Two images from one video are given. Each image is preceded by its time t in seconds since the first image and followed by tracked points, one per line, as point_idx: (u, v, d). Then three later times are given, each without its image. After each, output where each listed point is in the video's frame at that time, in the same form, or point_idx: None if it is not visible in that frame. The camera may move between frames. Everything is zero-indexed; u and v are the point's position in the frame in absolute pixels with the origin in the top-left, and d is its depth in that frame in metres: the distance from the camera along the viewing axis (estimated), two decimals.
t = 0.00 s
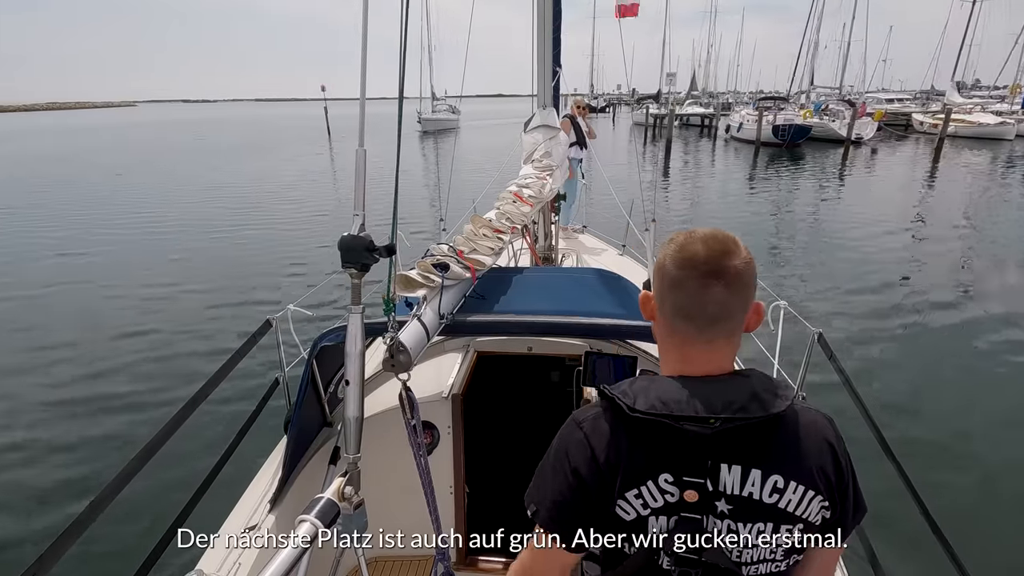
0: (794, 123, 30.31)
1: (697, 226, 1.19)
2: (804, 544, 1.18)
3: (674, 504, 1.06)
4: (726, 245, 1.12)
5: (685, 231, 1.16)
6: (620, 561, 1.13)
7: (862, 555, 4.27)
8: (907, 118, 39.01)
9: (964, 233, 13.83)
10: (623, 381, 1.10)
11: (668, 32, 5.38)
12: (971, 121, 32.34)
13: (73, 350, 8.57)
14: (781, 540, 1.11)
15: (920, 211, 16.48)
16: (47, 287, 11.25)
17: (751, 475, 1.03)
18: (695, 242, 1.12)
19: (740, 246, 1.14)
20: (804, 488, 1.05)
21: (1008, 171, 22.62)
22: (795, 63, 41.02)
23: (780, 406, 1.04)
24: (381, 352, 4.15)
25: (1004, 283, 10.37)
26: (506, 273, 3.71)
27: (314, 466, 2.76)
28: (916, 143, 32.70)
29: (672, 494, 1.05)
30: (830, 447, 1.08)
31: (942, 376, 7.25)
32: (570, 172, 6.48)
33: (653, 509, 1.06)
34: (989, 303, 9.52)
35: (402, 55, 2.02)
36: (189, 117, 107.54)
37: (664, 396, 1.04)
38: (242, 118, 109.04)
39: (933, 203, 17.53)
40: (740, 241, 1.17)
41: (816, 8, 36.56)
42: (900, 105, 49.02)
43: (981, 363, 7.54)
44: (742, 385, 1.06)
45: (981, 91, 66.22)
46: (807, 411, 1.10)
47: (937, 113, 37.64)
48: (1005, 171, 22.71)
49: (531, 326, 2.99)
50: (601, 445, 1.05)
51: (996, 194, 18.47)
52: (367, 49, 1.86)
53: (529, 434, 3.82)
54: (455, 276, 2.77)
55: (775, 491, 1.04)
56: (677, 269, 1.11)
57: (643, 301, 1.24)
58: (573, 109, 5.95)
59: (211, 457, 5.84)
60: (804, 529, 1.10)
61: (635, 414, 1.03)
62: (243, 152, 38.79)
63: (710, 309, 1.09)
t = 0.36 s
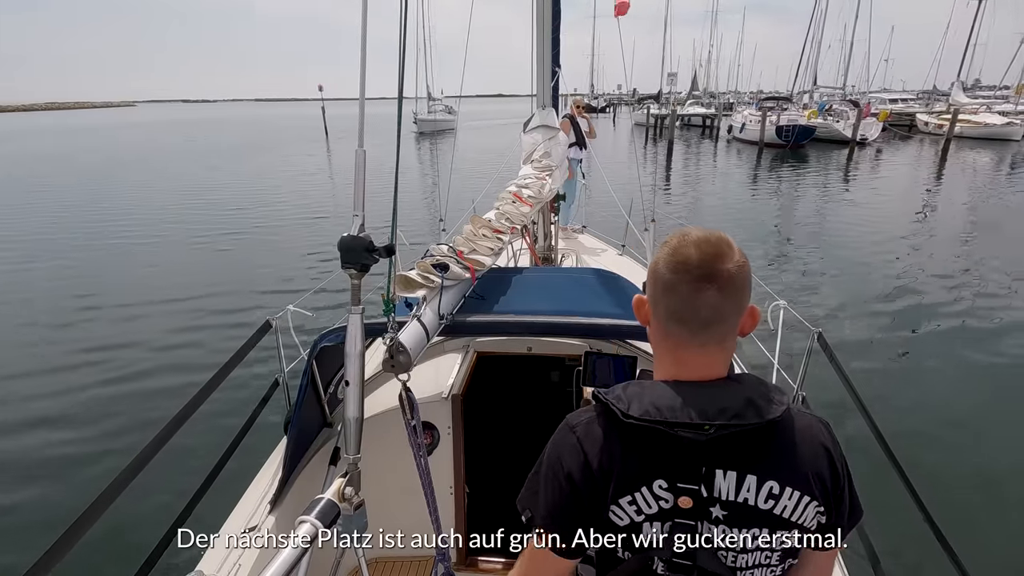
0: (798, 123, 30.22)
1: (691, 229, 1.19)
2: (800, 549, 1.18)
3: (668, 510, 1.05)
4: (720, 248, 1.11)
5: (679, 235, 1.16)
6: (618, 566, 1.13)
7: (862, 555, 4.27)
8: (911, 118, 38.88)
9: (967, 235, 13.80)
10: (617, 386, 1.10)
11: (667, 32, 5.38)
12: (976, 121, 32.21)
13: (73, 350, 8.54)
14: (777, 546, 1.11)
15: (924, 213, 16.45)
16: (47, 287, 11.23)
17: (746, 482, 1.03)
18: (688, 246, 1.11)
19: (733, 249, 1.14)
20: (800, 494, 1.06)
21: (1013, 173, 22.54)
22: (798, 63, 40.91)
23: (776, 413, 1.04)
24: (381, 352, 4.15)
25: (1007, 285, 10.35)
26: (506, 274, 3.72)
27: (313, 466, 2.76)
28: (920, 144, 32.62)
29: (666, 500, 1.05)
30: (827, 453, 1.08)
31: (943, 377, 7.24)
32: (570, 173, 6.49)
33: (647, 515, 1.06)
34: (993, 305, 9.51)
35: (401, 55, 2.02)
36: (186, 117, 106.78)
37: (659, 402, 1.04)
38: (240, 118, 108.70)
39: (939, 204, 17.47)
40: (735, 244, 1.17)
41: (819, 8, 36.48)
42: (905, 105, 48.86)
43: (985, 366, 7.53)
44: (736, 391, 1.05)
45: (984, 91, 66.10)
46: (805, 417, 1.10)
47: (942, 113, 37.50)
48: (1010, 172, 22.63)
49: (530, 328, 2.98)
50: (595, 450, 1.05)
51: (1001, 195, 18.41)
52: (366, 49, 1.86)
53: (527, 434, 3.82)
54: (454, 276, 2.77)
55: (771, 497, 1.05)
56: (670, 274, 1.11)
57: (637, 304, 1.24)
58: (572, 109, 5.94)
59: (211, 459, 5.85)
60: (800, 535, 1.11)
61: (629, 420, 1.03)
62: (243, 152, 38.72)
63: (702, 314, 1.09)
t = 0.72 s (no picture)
0: (802, 124, 30.15)
1: (694, 233, 1.17)
2: (799, 553, 1.18)
3: (668, 513, 1.05)
4: (721, 256, 1.11)
5: (680, 239, 1.15)
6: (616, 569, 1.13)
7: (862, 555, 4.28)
8: (916, 119, 38.78)
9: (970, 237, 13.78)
10: (618, 389, 1.09)
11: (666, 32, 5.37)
12: (982, 122, 32.07)
13: (74, 351, 8.54)
14: (777, 550, 1.11)
15: (928, 214, 16.42)
16: (48, 287, 11.23)
17: (745, 486, 1.03)
18: (690, 252, 1.10)
19: (735, 256, 1.13)
20: (800, 498, 1.05)
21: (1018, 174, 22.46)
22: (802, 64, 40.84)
23: (777, 416, 1.04)
24: (380, 352, 4.16)
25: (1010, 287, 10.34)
26: (506, 274, 3.72)
27: (313, 466, 2.76)
28: (925, 145, 32.51)
29: (666, 503, 1.05)
30: (826, 456, 1.08)
31: (943, 380, 7.25)
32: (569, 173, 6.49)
33: (647, 519, 1.05)
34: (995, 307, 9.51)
35: (399, 57, 2.02)
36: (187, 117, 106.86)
37: (658, 405, 1.04)
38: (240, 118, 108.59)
39: (944, 206, 17.44)
40: (736, 248, 1.16)
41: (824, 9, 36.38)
42: (911, 105, 48.68)
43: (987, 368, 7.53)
44: (735, 394, 1.05)
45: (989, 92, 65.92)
46: (805, 421, 1.10)
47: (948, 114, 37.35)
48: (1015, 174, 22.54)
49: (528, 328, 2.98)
50: (594, 453, 1.05)
51: (1006, 197, 18.35)
52: (365, 49, 1.86)
53: (525, 433, 3.83)
54: (454, 276, 2.77)
55: (771, 501, 1.04)
56: (671, 283, 1.11)
57: (637, 308, 1.24)
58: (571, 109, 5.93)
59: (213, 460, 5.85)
60: (799, 539, 1.11)
61: (629, 423, 1.03)
62: (244, 152, 38.67)
63: (704, 324, 1.09)
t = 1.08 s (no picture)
0: (806, 124, 30.00)
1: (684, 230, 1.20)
2: (802, 558, 1.18)
3: (675, 521, 1.05)
4: (716, 246, 1.13)
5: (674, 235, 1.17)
6: None
7: (860, 555, 4.29)
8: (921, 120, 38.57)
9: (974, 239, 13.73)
10: (621, 395, 1.09)
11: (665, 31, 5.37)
12: (988, 123, 31.85)
13: (74, 351, 8.56)
14: (781, 557, 1.11)
15: (932, 216, 16.37)
16: (48, 287, 11.23)
17: (750, 492, 1.03)
18: (687, 243, 1.12)
19: (728, 247, 1.16)
20: (806, 504, 1.05)
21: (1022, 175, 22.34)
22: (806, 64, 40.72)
23: (783, 421, 1.04)
24: (379, 353, 4.15)
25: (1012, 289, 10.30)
26: (505, 274, 3.72)
27: (313, 467, 2.76)
28: (930, 146, 32.34)
29: (672, 511, 1.04)
30: (830, 460, 1.09)
31: (944, 381, 7.24)
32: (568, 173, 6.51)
33: (653, 528, 1.05)
34: (999, 308, 9.49)
35: (398, 57, 2.02)
36: (192, 117, 106.96)
37: (664, 411, 1.04)
38: (240, 118, 108.59)
39: (949, 208, 17.38)
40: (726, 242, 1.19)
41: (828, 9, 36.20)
42: (917, 106, 48.40)
43: (988, 369, 7.53)
44: (739, 398, 1.05)
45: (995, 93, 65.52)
46: (809, 425, 1.10)
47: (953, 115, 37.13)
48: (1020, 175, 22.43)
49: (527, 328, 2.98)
50: (598, 460, 1.05)
51: (1010, 198, 18.26)
52: (364, 48, 1.86)
53: (524, 433, 3.83)
54: (454, 276, 2.77)
55: (777, 507, 1.04)
56: (671, 272, 1.12)
57: (634, 311, 1.22)
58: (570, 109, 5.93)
59: (213, 462, 5.86)
60: (804, 544, 1.11)
61: (634, 430, 1.03)
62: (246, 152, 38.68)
63: (707, 312, 1.09)
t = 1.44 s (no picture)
0: (812, 125, 29.83)
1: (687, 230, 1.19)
2: (808, 555, 1.18)
3: (681, 520, 1.05)
4: (720, 249, 1.12)
5: (677, 237, 1.16)
6: None
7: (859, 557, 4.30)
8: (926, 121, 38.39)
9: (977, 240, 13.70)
10: (624, 395, 1.09)
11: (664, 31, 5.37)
12: (996, 124, 31.64)
13: (75, 352, 8.56)
14: (787, 553, 1.11)
15: (937, 217, 16.29)
16: (48, 288, 11.24)
17: (756, 489, 1.03)
18: (691, 247, 1.12)
19: (732, 250, 1.14)
20: (811, 499, 1.06)
21: None
22: (810, 64, 40.60)
23: (786, 418, 1.05)
24: (379, 353, 4.16)
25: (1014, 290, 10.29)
26: (504, 274, 3.71)
27: (312, 467, 2.76)
28: (935, 147, 32.17)
29: (678, 510, 1.04)
30: (834, 456, 1.09)
31: (946, 384, 7.25)
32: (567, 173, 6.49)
33: (660, 527, 1.05)
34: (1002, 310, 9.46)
35: (396, 57, 2.02)
36: (191, 116, 106.75)
37: (667, 409, 1.04)
38: (244, 117, 108.99)
39: (954, 210, 17.30)
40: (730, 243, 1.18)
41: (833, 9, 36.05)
42: (923, 106, 48.16)
43: (990, 371, 7.53)
44: (744, 396, 1.05)
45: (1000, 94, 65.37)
46: (812, 421, 1.11)
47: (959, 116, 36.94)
48: None
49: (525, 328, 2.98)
50: (603, 463, 1.05)
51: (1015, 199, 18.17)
52: (362, 49, 1.87)
53: (523, 433, 3.83)
54: (452, 276, 2.76)
55: (782, 504, 1.05)
56: (676, 277, 1.11)
57: (637, 311, 1.21)
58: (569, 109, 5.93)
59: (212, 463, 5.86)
60: (809, 541, 1.11)
61: (639, 429, 1.03)
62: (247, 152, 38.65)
63: (711, 318, 1.09)
